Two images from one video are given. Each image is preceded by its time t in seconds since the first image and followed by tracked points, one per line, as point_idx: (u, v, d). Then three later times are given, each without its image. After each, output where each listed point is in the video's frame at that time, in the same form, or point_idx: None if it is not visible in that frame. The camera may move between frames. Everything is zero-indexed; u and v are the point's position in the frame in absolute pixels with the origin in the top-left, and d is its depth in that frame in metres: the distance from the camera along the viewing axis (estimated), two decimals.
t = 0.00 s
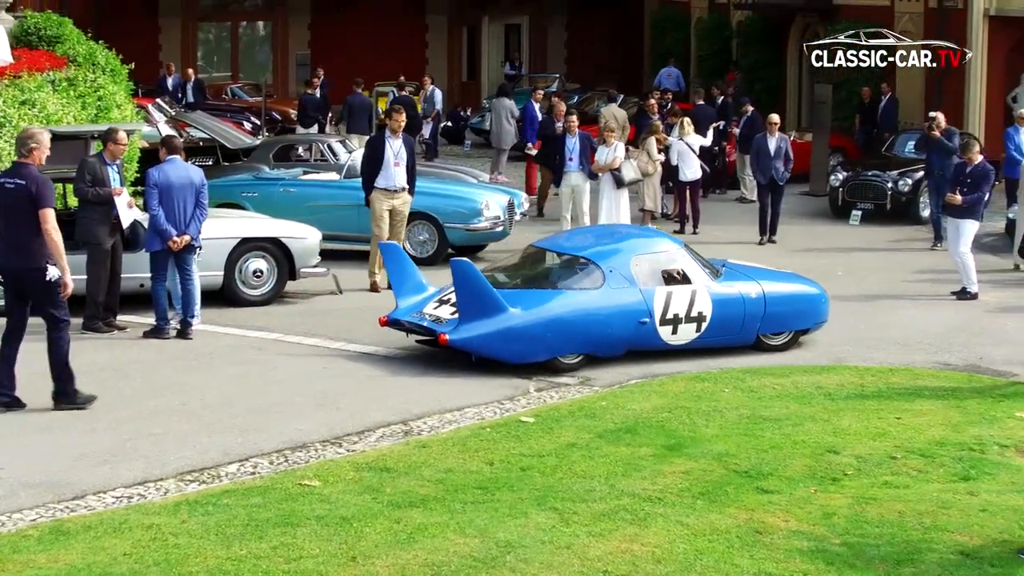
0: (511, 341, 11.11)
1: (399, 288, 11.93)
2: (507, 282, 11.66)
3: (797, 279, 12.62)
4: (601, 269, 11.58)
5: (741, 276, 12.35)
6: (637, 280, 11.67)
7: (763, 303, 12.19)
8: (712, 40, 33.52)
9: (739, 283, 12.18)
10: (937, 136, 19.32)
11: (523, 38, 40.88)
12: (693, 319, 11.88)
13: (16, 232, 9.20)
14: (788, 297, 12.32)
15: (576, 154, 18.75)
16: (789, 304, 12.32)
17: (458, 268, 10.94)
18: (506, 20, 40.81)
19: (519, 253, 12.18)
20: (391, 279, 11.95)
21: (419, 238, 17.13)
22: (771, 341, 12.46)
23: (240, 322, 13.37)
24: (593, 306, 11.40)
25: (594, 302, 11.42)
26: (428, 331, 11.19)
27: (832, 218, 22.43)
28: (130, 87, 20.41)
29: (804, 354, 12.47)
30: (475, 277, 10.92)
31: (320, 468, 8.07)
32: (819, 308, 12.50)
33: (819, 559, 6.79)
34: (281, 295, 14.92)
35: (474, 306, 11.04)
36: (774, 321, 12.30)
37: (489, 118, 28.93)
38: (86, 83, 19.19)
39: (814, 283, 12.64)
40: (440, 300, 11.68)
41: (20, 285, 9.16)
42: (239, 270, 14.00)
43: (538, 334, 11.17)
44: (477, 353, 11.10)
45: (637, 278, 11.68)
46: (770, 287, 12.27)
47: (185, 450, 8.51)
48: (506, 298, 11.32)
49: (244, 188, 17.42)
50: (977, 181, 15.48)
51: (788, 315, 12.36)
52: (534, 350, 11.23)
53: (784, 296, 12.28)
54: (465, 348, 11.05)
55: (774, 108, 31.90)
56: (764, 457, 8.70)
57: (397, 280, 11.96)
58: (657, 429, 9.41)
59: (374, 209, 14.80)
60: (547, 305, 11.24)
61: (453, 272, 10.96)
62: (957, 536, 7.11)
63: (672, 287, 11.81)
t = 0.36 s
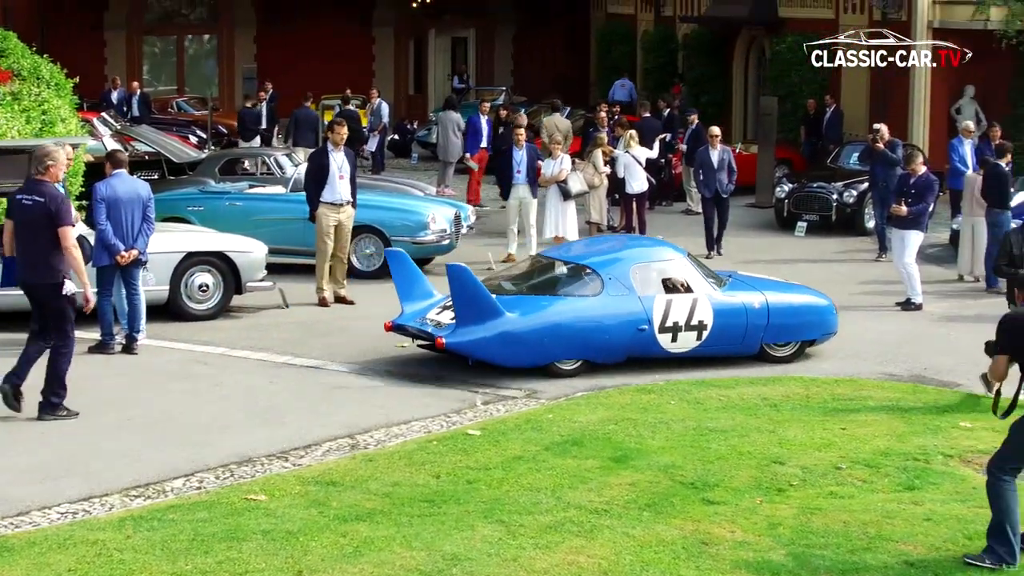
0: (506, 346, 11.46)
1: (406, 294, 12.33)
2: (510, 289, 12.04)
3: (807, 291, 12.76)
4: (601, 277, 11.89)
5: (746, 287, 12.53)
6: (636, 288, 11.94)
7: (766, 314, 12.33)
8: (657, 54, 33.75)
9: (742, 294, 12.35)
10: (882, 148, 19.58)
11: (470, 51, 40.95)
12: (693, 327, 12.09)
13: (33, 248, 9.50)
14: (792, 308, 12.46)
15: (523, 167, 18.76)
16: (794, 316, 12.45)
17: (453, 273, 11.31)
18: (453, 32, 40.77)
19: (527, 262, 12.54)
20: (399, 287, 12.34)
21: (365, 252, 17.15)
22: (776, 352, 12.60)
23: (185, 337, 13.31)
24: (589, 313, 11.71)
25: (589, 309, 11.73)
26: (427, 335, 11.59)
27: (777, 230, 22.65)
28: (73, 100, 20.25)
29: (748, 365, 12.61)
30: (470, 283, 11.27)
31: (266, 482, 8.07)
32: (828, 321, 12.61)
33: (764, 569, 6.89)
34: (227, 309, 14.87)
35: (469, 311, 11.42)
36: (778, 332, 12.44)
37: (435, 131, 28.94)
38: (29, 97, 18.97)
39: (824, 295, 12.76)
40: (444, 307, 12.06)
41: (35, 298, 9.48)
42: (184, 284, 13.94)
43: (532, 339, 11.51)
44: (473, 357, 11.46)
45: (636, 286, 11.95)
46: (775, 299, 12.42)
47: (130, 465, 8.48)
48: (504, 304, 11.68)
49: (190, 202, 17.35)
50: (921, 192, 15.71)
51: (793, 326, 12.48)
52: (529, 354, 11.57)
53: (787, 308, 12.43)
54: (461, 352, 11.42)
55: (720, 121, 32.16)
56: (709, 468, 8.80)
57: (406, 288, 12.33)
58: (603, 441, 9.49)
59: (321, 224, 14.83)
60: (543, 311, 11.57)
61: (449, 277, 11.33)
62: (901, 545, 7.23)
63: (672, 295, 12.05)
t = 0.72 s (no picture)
0: (486, 353, 11.83)
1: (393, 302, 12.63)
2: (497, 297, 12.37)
3: (797, 300, 12.94)
4: (584, 286, 12.19)
5: (734, 296, 12.75)
6: (620, 297, 12.23)
7: (752, 323, 12.54)
8: (589, 65, 34.00)
9: (729, 302, 12.56)
10: (813, 157, 19.97)
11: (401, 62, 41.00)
12: (677, 335, 12.32)
13: (23, 258, 9.93)
14: (778, 317, 12.64)
15: (454, 177, 18.93)
16: (780, 325, 12.64)
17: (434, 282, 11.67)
18: (384, 44, 40.93)
19: (519, 270, 12.84)
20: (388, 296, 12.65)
21: (297, 263, 17.15)
22: (763, 360, 12.80)
23: (115, 349, 13.23)
24: (570, 322, 12.03)
25: (571, 318, 12.05)
26: (410, 342, 11.97)
27: (709, 240, 22.91)
28: None
29: (677, 375, 12.78)
30: (451, 293, 11.62)
31: (198, 494, 8.08)
32: (816, 330, 12.77)
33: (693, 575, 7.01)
34: (158, 322, 14.79)
35: (449, 319, 11.79)
36: (765, 341, 12.63)
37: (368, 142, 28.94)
38: None
39: (815, 305, 12.93)
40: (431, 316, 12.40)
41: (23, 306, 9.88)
42: (115, 296, 13.86)
43: (512, 346, 11.89)
44: (453, 364, 11.85)
45: (619, 295, 12.23)
46: (762, 308, 12.61)
47: (60, 478, 8.45)
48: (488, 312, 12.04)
49: (121, 214, 17.23)
50: (851, 203, 16.09)
51: (780, 335, 12.66)
52: (509, 361, 11.94)
53: (773, 317, 12.62)
54: (441, 359, 11.80)
55: (651, 131, 32.43)
56: (641, 476, 8.92)
57: (396, 296, 12.64)
58: (535, 450, 9.58)
59: (251, 238, 14.85)
60: (525, 320, 11.92)
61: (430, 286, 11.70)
62: (832, 551, 7.37)
63: (656, 304, 12.30)
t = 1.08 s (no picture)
0: (455, 356, 12.15)
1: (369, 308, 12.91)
2: (472, 302, 12.65)
3: (774, 305, 13.15)
4: (556, 290, 12.45)
5: (709, 301, 12.97)
6: (592, 302, 12.47)
7: (725, 328, 12.76)
8: (509, 70, 34.14)
9: (703, 307, 12.79)
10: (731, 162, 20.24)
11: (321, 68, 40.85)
12: (649, 340, 12.56)
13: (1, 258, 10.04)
14: (751, 322, 12.86)
15: (372, 183, 18.88)
16: (754, 330, 12.86)
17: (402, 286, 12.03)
18: (303, 50, 40.70)
19: (497, 276, 13.08)
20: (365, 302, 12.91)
21: (216, 270, 17.08)
22: (738, 365, 13.02)
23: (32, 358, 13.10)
24: (541, 326, 12.28)
25: (542, 322, 12.30)
26: (381, 345, 12.32)
27: (629, 244, 23.14)
28: None
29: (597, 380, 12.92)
30: (419, 296, 11.96)
31: (117, 503, 8.08)
32: (791, 335, 12.98)
33: None
34: (76, 330, 14.66)
35: (419, 322, 12.15)
36: (739, 346, 12.85)
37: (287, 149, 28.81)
38: None
39: (793, 310, 13.13)
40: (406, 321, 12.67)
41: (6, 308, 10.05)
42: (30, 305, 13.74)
43: (481, 350, 12.17)
44: (424, 366, 12.20)
45: (592, 300, 12.48)
46: (735, 313, 12.83)
47: None
48: (460, 316, 12.35)
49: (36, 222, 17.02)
50: (769, 206, 16.37)
51: (753, 340, 12.88)
52: (479, 364, 12.22)
53: (746, 322, 12.84)
54: (411, 362, 12.16)
55: (570, 137, 32.65)
56: (562, 480, 9.04)
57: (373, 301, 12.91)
58: (456, 456, 9.66)
59: (170, 245, 14.71)
60: (496, 323, 12.20)
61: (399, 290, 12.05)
62: (752, 552, 7.53)
63: (629, 308, 12.54)
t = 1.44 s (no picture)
0: (428, 361, 12.39)
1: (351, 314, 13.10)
2: (451, 308, 12.84)
3: (756, 314, 13.27)
4: (530, 297, 12.65)
5: (687, 309, 13.11)
6: (567, 309, 12.67)
7: (702, 336, 12.91)
8: (432, 78, 34.20)
9: (680, 315, 12.95)
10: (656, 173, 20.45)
11: (243, 75, 40.62)
12: (624, 347, 12.77)
13: None
14: (729, 331, 12.99)
15: (296, 192, 18.64)
16: (731, 338, 12.98)
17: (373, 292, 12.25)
18: (225, 58, 40.29)
19: (480, 282, 13.21)
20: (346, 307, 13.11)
21: (137, 280, 16.88)
22: (717, 373, 13.19)
23: None
24: (512, 334, 12.51)
25: (513, 330, 12.53)
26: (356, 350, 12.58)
27: (553, 251, 23.31)
28: None
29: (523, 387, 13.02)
30: (388, 302, 12.20)
31: (37, 516, 8.05)
32: (771, 344, 13.10)
33: None
34: None
35: (391, 328, 12.38)
36: (716, 354, 12.99)
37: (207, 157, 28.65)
38: None
39: (774, 319, 13.24)
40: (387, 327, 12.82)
41: None
42: None
43: (453, 356, 12.41)
44: (398, 372, 12.43)
45: (567, 307, 12.68)
46: (712, 321, 12.97)
47: None
48: (434, 323, 12.60)
49: None
50: (693, 211, 16.56)
51: (731, 348, 13.00)
52: (451, 370, 12.47)
53: (723, 331, 12.97)
54: (384, 367, 12.40)
55: (494, 144, 32.81)
56: (485, 488, 9.13)
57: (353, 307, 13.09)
58: (380, 464, 9.71)
59: (91, 255, 14.57)
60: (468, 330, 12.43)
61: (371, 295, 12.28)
62: (674, 558, 7.66)
63: (603, 315, 12.75)
